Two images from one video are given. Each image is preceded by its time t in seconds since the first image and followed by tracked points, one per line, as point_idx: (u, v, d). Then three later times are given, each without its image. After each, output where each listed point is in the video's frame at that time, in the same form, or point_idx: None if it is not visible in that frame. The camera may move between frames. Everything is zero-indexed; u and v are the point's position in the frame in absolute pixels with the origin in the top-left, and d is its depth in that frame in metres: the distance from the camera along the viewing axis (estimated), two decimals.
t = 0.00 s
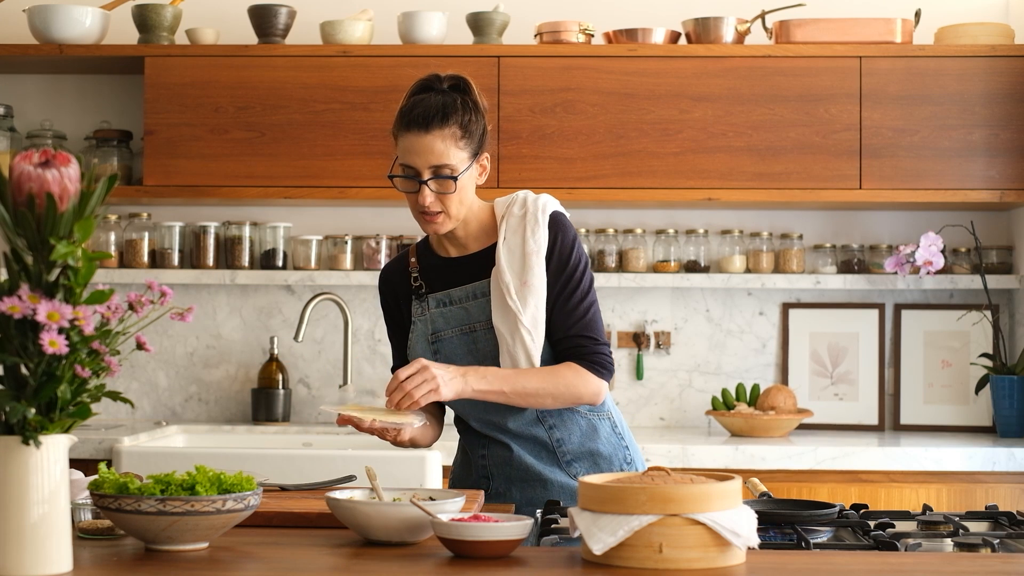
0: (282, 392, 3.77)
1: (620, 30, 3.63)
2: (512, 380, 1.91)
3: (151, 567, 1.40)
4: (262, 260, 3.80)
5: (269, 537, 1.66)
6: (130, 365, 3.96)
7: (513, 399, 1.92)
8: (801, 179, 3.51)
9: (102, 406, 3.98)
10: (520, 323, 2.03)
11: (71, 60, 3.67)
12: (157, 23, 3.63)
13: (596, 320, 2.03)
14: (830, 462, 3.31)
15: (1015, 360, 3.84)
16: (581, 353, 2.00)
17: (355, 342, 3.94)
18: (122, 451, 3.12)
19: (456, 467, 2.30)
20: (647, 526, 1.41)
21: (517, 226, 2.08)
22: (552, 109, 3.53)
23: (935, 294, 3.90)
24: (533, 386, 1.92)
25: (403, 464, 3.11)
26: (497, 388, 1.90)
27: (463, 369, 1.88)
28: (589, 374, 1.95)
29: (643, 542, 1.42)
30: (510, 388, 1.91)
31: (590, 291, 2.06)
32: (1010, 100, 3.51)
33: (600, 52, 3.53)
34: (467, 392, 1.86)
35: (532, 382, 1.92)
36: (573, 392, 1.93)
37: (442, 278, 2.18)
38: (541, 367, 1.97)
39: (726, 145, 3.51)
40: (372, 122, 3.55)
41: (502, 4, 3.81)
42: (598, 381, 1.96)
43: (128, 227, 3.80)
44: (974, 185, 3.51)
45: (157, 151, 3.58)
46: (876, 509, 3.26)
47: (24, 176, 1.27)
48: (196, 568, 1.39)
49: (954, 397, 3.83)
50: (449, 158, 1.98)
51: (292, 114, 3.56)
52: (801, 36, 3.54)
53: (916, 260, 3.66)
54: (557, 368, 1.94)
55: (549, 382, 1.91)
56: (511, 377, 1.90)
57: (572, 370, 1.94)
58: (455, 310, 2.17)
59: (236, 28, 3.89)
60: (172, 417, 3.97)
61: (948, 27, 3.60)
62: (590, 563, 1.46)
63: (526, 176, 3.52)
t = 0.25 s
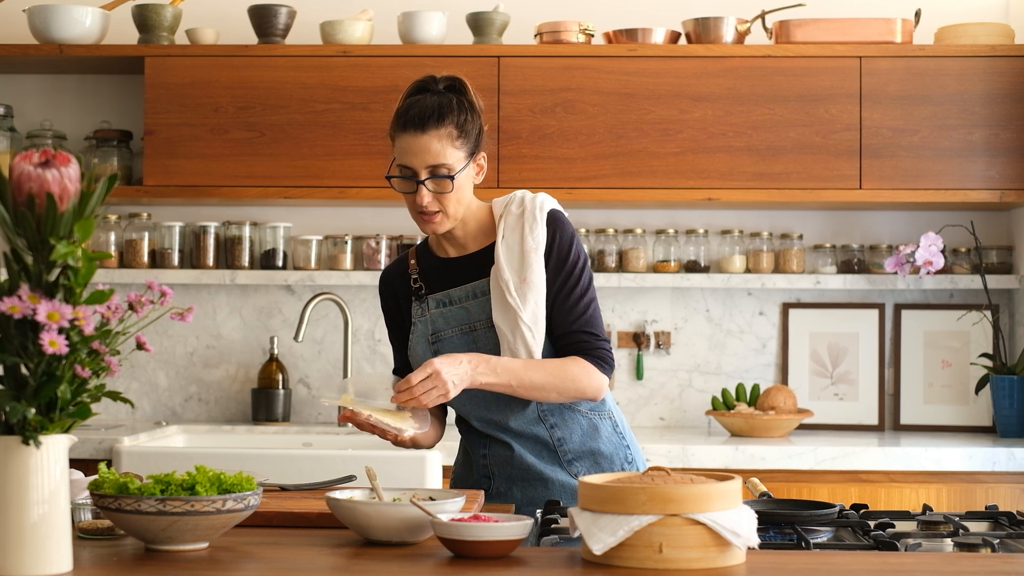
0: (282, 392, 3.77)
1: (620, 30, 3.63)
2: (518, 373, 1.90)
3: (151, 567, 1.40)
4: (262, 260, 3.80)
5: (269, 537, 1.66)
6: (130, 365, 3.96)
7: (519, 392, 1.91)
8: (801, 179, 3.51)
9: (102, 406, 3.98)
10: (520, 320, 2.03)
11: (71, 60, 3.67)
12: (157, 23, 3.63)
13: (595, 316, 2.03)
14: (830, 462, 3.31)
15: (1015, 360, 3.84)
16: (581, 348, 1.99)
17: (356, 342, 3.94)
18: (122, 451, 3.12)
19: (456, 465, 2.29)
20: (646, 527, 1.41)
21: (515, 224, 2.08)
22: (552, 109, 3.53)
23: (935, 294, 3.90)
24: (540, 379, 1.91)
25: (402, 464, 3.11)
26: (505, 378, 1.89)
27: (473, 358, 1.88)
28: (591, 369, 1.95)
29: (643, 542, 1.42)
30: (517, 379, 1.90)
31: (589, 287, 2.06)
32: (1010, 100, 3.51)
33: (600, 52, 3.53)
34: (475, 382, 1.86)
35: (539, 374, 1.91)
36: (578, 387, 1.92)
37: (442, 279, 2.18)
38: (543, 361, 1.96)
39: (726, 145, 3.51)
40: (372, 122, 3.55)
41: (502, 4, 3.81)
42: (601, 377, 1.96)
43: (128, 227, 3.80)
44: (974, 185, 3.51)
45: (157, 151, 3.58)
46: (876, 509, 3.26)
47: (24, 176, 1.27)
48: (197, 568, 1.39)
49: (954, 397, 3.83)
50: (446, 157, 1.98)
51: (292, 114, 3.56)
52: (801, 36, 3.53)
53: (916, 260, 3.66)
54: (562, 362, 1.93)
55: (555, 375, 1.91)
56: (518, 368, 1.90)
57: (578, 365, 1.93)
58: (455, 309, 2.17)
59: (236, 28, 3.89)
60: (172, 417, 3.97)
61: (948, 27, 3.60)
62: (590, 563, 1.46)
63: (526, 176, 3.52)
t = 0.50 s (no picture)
0: (282, 392, 3.77)
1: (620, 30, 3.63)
2: (491, 364, 1.89)
3: (151, 568, 1.40)
4: (262, 260, 3.80)
5: (269, 537, 1.66)
6: (130, 365, 3.96)
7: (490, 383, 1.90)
8: (801, 179, 3.51)
9: (102, 406, 3.98)
10: (515, 315, 2.02)
11: (71, 60, 3.67)
12: (157, 24, 3.63)
13: (586, 315, 2.02)
14: (830, 462, 3.31)
15: (1015, 360, 3.84)
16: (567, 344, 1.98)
17: (356, 342, 3.94)
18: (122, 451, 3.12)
19: (457, 466, 2.29)
20: (647, 526, 1.42)
21: (513, 221, 2.08)
22: (552, 109, 3.53)
23: (935, 294, 3.90)
24: (513, 373, 1.90)
25: (402, 464, 3.11)
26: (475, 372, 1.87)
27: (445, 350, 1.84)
28: (571, 366, 1.94)
29: (643, 542, 1.42)
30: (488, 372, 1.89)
31: (583, 286, 2.05)
32: (1010, 100, 3.51)
33: (600, 52, 3.53)
34: (448, 372, 1.83)
35: (512, 369, 1.90)
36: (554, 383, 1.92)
37: (440, 279, 2.18)
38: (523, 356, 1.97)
39: (726, 145, 3.51)
40: (372, 122, 3.55)
41: (502, 4, 3.81)
42: (579, 374, 1.95)
43: (128, 227, 3.80)
44: (974, 185, 3.51)
45: (157, 151, 3.58)
46: (876, 509, 3.26)
47: (25, 176, 1.27)
48: (197, 569, 1.39)
49: (954, 397, 3.83)
50: (446, 156, 1.98)
51: (292, 114, 3.56)
52: (801, 36, 3.54)
53: (916, 260, 3.66)
54: (538, 357, 1.93)
55: (528, 369, 1.91)
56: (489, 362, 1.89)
57: (553, 360, 1.93)
58: (454, 309, 2.17)
59: (236, 28, 3.89)
60: (172, 417, 3.97)
61: (948, 27, 3.60)
62: (590, 563, 1.46)
63: (526, 176, 3.52)
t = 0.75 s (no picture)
0: (282, 392, 3.77)
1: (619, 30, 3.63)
2: (490, 360, 1.87)
3: (151, 567, 1.40)
4: (262, 260, 3.80)
5: (269, 537, 1.66)
6: (129, 365, 3.96)
7: (489, 379, 1.88)
8: (801, 179, 3.51)
9: (102, 406, 3.98)
10: (510, 312, 2.02)
11: (71, 60, 3.67)
12: (157, 24, 3.63)
13: (581, 309, 2.01)
14: (830, 462, 3.31)
15: (1015, 360, 3.84)
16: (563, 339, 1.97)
17: (356, 342, 3.94)
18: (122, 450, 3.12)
19: (456, 466, 2.29)
20: (647, 527, 1.42)
21: (508, 220, 2.08)
22: (552, 109, 3.53)
23: (935, 294, 3.90)
24: (510, 368, 1.88)
25: (402, 464, 3.11)
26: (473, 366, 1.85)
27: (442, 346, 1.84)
28: (565, 359, 1.92)
29: (643, 542, 1.42)
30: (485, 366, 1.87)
31: (578, 281, 2.05)
32: (1010, 100, 3.51)
33: (600, 52, 3.53)
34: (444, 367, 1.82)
35: (509, 363, 1.88)
36: (550, 378, 1.90)
37: (438, 279, 2.19)
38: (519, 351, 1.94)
39: (726, 145, 3.51)
40: (372, 122, 3.55)
41: (502, 4, 3.81)
42: (574, 369, 1.92)
43: (128, 227, 3.80)
44: (974, 185, 3.51)
45: (157, 151, 3.58)
46: (876, 509, 3.26)
47: (25, 176, 1.27)
48: (197, 568, 1.39)
49: (954, 397, 3.83)
50: (441, 156, 1.98)
51: (292, 114, 3.56)
52: (801, 36, 3.54)
53: (916, 260, 3.66)
54: (534, 351, 1.91)
55: (526, 364, 1.88)
56: (487, 356, 1.87)
57: (550, 354, 1.91)
58: (452, 308, 2.17)
59: (236, 28, 3.89)
60: (172, 417, 3.97)
61: (948, 27, 3.60)
62: (590, 563, 1.46)
63: (526, 176, 3.52)
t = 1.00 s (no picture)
0: (282, 392, 3.77)
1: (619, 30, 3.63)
2: (491, 359, 1.87)
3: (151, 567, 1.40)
4: (262, 260, 3.80)
5: (269, 537, 1.66)
6: (130, 365, 3.96)
7: (489, 377, 1.88)
8: (801, 179, 3.51)
9: (102, 406, 3.98)
10: (507, 311, 2.02)
11: (71, 60, 3.67)
12: (157, 24, 3.63)
13: (577, 307, 2.01)
14: (830, 462, 3.31)
15: (1015, 360, 3.84)
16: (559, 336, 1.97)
17: (355, 342, 3.94)
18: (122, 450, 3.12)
19: (456, 466, 2.29)
20: (647, 526, 1.41)
21: (503, 219, 2.08)
22: (552, 108, 3.53)
23: (935, 294, 3.90)
24: (511, 366, 1.87)
25: (403, 464, 3.11)
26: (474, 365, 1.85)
27: (444, 344, 1.83)
28: (563, 356, 1.92)
29: (643, 542, 1.42)
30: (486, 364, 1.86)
31: (574, 279, 2.05)
32: (1010, 100, 3.51)
33: (600, 52, 3.53)
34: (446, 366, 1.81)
35: (510, 361, 1.87)
36: (550, 376, 1.89)
37: (436, 279, 2.19)
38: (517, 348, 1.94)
39: (726, 145, 3.51)
40: (372, 122, 3.55)
41: (502, 4, 3.81)
42: (571, 366, 1.92)
43: (128, 227, 3.80)
44: (974, 185, 3.51)
45: (157, 151, 3.58)
46: (876, 509, 3.26)
47: (24, 176, 1.27)
48: (197, 568, 1.39)
49: (954, 397, 3.83)
50: (436, 155, 1.98)
51: (292, 114, 3.56)
52: (801, 36, 3.54)
53: (916, 260, 3.66)
54: (535, 349, 1.90)
55: (527, 361, 1.87)
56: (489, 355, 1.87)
57: (549, 352, 1.90)
58: (450, 308, 2.17)
59: (236, 28, 3.90)
60: (172, 417, 3.97)
61: (948, 27, 3.60)
62: (590, 563, 1.46)
63: (526, 176, 3.52)
